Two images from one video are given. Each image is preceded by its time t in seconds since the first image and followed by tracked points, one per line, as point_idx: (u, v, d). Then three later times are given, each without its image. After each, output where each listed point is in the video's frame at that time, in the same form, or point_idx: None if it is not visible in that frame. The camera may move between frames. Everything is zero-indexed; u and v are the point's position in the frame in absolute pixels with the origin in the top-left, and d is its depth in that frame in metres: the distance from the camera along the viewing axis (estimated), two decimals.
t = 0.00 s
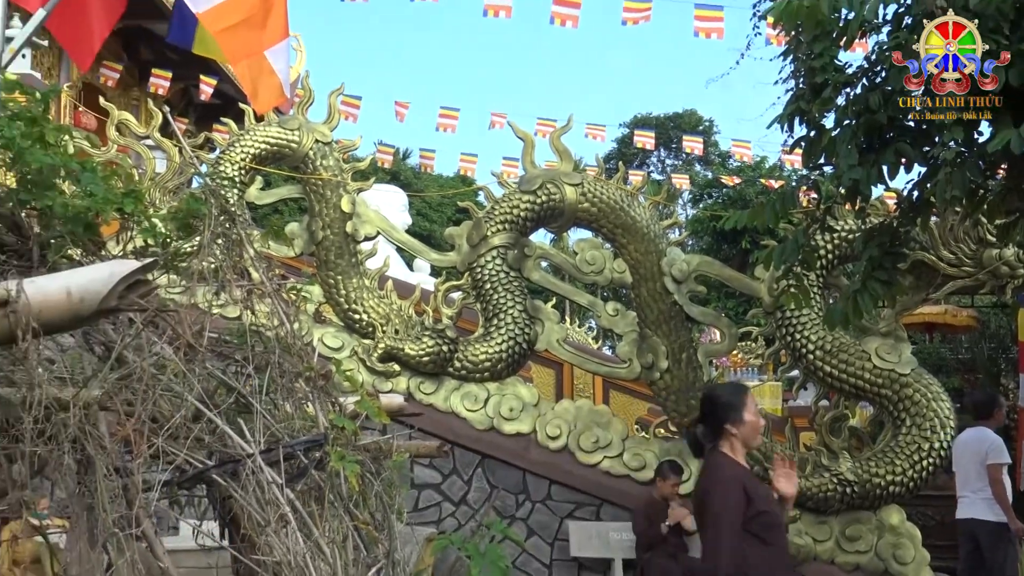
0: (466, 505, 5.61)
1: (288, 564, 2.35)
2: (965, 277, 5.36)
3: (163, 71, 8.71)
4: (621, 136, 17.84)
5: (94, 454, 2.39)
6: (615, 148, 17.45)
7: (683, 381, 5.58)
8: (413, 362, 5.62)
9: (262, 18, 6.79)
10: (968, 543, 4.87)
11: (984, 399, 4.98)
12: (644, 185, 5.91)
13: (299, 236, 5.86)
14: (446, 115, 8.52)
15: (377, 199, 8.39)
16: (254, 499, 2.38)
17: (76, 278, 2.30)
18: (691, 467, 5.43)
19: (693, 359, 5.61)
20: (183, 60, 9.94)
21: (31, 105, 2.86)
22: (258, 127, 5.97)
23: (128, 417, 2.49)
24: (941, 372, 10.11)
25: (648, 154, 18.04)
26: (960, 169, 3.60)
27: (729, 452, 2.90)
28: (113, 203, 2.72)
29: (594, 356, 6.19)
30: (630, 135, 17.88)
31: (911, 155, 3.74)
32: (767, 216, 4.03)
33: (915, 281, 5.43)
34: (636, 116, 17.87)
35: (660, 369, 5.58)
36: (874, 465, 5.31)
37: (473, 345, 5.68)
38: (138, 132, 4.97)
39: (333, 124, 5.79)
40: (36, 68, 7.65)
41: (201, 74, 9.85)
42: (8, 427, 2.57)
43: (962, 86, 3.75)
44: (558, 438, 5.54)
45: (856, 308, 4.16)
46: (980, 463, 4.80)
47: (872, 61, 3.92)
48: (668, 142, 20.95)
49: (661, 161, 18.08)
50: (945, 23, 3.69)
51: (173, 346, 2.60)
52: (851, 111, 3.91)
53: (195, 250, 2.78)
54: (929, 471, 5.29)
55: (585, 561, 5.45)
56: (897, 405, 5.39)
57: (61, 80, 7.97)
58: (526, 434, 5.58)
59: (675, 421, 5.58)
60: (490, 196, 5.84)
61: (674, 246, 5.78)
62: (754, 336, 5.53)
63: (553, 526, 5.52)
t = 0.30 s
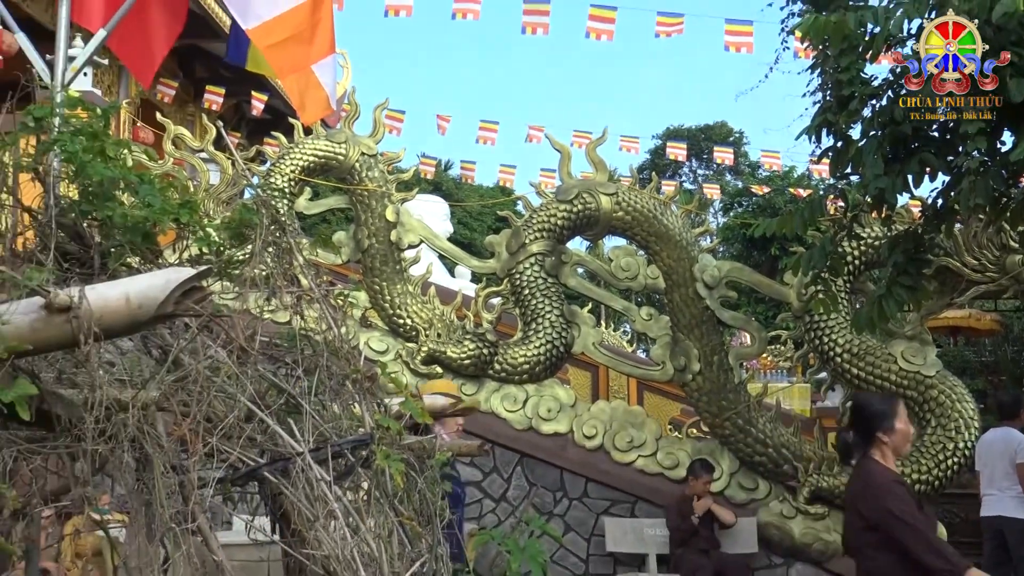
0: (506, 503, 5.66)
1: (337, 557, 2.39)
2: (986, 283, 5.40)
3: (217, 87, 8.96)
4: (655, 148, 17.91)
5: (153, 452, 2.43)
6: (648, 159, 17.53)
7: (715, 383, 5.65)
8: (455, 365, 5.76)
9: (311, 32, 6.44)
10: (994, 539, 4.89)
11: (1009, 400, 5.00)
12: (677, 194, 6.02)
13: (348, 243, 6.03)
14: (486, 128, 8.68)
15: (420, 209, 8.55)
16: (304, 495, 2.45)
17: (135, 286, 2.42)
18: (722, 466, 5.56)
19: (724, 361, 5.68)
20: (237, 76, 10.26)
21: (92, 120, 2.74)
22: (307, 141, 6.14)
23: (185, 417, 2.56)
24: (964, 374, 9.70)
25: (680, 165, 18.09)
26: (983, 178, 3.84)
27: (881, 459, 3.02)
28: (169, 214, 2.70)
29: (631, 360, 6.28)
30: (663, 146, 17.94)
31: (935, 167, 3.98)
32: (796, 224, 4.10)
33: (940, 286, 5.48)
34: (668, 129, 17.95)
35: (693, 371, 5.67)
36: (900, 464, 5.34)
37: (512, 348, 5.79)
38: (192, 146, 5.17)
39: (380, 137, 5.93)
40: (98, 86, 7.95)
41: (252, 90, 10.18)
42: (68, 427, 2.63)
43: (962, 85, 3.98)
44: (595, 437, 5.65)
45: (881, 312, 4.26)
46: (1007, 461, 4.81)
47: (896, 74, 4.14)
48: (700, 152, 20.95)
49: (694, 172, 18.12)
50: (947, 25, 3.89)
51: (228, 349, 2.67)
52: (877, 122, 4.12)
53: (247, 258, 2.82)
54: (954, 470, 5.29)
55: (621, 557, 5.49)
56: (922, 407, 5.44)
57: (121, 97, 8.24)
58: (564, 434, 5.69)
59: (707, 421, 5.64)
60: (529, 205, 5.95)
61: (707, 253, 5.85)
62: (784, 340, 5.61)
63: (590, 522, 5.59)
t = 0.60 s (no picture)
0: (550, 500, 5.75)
1: (389, 553, 2.49)
2: (1019, 288, 5.53)
3: (274, 105, 9.30)
4: (692, 158, 17.99)
5: (214, 452, 2.51)
6: (686, 169, 17.61)
7: (752, 386, 5.80)
8: (501, 368, 5.89)
9: (362, 52, 6.52)
10: None
11: None
12: (715, 204, 6.14)
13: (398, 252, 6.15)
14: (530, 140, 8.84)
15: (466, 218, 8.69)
16: (357, 493, 2.55)
17: (197, 292, 2.53)
18: (759, 465, 5.70)
19: (761, 365, 5.83)
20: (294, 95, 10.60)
21: (156, 137, 2.74)
22: (359, 155, 6.33)
23: (244, 418, 2.65)
24: (997, 377, 9.98)
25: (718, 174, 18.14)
26: (1013, 186, 3.86)
27: None
28: (230, 224, 2.75)
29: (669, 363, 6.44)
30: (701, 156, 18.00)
31: (966, 174, 3.99)
32: (830, 231, 4.13)
33: (972, 291, 5.65)
34: (706, 139, 18.04)
35: (730, 374, 5.82)
36: (934, 464, 5.60)
37: (555, 352, 5.92)
38: (251, 159, 5.37)
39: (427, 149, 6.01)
40: (161, 104, 8.23)
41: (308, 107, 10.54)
42: (134, 428, 2.66)
43: (962, 86, 4.11)
44: (636, 437, 5.77)
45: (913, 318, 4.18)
46: None
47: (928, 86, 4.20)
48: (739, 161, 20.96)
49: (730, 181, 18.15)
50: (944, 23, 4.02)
51: (285, 353, 2.76)
52: (908, 133, 4.17)
53: (304, 266, 2.85)
54: (985, 470, 5.58)
55: (662, 553, 5.57)
56: (955, 409, 5.68)
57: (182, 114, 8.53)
58: (606, 434, 5.78)
59: (744, 422, 5.80)
60: (571, 214, 6.06)
61: (743, 260, 6.00)
62: (819, 344, 5.83)
63: (632, 520, 5.71)
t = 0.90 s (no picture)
0: (594, 501, 5.86)
1: (440, 550, 2.60)
2: None
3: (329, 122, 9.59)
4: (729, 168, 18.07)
5: (274, 452, 2.57)
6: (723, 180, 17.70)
7: (789, 390, 5.91)
8: (546, 373, 6.00)
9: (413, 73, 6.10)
10: None
11: None
12: (752, 214, 6.25)
13: (446, 261, 6.32)
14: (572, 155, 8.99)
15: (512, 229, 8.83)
16: (410, 493, 2.67)
17: (258, 301, 2.62)
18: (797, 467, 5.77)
19: (797, 369, 5.94)
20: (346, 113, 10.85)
21: (218, 153, 2.74)
22: (409, 168, 6.44)
23: (301, 421, 2.70)
24: None
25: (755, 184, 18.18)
26: None
27: None
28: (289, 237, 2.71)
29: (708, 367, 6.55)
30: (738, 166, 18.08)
31: (998, 184, 4.06)
32: (864, 240, 4.16)
33: (1005, 299, 5.55)
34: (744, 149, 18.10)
35: (768, 378, 5.94)
36: (968, 466, 5.62)
37: (598, 358, 6.02)
38: (307, 174, 5.45)
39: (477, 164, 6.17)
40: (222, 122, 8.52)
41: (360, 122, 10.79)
42: (197, 430, 2.73)
43: (963, 86, 4.21)
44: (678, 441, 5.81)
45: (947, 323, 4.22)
46: None
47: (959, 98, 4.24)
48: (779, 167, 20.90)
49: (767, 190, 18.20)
50: (945, 25, 4.16)
51: (340, 359, 2.83)
52: (941, 145, 4.22)
53: (360, 275, 2.92)
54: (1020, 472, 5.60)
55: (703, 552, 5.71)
56: (988, 413, 5.72)
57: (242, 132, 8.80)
58: (647, 437, 5.86)
59: (782, 426, 5.91)
60: (613, 225, 6.16)
61: (779, 269, 6.10)
62: (853, 350, 5.91)
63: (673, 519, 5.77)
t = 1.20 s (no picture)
0: (638, 506, 6.02)
1: (490, 552, 2.70)
2: None
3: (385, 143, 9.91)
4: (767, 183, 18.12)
5: (332, 459, 2.71)
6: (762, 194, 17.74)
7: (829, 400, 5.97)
8: (592, 383, 6.12)
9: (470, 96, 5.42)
10: None
11: None
12: (790, 229, 6.32)
13: (496, 276, 6.44)
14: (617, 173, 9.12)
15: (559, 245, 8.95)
16: (461, 498, 2.78)
17: (316, 314, 2.73)
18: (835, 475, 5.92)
19: (836, 380, 5.99)
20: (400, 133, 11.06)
21: (278, 174, 2.82)
22: (460, 188, 6.64)
23: (358, 429, 2.84)
24: None
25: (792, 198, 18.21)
26: None
27: None
28: (344, 252, 2.84)
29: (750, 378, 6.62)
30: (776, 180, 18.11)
31: None
32: (900, 254, 4.22)
33: None
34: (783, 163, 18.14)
35: (807, 389, 6.00)
36: (1004, 474, 5.70)
37: (642, 368, 6.12)
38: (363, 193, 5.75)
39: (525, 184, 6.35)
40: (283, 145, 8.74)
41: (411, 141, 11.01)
42: (260, 437, 2.84)
43: (963, 86, 4.78)
44: (718, 448, 6.00)
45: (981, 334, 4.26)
46: None
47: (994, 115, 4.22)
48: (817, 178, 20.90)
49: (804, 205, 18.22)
50: (947, 26, 4.81)
51: (394, 369, 2.95)
52: (975, 161, 4.25)
53: (412, 290, 3.03)
54: None
55: (744, 556, 5.87)
56: None
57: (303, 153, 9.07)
58: (688, 444, 6.03)
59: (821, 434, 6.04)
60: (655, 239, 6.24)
61: (817, 281, 6.17)
62: (890, 360, 5.94)
63: (716, 525, 5.93)
